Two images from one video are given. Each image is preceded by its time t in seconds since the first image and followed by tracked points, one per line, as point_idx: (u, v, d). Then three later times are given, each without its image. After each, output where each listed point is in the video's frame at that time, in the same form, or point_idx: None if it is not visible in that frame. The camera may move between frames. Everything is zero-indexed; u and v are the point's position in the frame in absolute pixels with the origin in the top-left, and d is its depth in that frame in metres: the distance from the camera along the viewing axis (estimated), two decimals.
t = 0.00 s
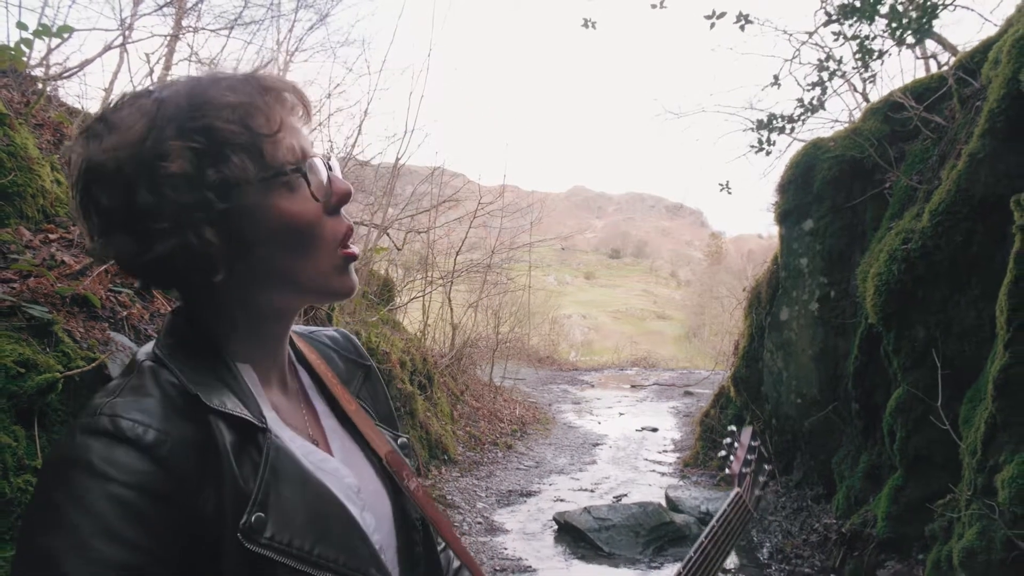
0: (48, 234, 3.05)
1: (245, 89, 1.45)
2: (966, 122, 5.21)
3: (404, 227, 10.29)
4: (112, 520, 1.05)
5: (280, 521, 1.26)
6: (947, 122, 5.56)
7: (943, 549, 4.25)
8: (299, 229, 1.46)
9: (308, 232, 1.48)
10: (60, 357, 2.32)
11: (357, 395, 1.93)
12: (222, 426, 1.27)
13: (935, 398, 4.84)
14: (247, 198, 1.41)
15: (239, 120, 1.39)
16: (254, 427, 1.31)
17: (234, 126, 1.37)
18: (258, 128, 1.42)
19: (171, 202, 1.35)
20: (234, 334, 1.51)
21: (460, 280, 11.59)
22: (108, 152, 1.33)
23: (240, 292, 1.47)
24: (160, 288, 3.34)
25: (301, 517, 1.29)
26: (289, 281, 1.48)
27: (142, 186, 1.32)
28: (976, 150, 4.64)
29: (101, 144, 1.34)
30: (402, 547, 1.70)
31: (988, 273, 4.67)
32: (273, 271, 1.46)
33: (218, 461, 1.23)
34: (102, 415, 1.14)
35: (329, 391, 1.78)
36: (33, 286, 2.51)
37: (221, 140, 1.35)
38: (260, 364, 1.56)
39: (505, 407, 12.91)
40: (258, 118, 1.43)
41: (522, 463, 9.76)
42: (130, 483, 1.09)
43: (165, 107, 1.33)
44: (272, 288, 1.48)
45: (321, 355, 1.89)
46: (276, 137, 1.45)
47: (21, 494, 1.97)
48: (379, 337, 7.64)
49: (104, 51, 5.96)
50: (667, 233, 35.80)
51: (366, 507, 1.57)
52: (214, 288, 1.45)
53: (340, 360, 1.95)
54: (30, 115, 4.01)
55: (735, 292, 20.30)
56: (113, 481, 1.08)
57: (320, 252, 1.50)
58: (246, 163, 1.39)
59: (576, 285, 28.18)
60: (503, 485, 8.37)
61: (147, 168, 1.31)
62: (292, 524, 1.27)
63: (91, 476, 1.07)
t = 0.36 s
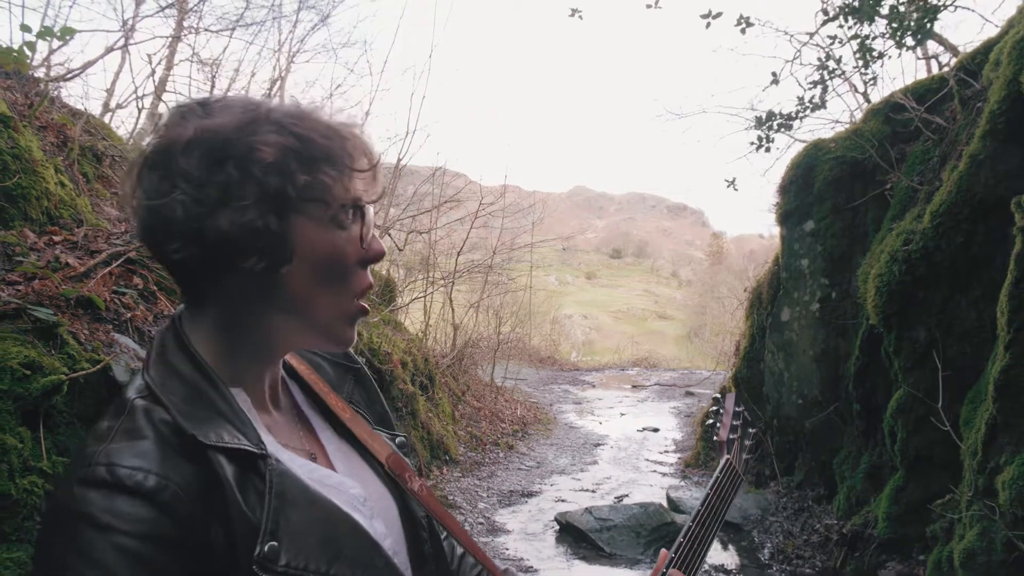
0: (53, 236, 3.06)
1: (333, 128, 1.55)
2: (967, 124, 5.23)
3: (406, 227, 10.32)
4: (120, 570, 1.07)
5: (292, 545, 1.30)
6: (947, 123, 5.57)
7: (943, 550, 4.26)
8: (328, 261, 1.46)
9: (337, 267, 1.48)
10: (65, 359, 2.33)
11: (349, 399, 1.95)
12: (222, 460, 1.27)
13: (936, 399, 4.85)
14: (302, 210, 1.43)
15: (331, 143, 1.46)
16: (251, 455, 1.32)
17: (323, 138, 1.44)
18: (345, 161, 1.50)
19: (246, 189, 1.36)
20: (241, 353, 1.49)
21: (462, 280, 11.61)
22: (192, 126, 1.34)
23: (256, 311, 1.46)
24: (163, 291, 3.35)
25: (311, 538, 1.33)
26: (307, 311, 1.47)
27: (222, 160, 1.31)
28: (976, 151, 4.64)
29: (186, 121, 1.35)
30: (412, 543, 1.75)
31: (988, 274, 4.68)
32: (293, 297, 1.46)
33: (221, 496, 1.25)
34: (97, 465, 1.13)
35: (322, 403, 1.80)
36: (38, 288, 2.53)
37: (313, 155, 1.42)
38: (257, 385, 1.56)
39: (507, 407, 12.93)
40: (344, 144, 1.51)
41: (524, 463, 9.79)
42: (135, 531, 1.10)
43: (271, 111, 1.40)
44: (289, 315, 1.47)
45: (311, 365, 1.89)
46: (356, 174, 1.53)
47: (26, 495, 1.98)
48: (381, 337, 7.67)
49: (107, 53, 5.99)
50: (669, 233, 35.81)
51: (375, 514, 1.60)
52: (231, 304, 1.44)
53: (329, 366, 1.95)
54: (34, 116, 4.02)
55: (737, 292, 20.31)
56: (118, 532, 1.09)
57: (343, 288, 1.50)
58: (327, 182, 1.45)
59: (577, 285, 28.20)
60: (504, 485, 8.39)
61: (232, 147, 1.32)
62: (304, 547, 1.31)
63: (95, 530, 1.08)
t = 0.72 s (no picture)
0: (58, 237, 3.07)
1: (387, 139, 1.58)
2: (970, 123, 5.22)
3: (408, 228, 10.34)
4: (169, 547, 1.07)
5: (328, 534, 1.28)
6: (950, 123, 5.57)
7: (946, 550, 4.26)
8: (369, 263, 1.48)
9: (377, 269, 1.50)
10: (71, 359, 2.35)
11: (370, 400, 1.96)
12: (264, 446, 1.28)
13: (938, 400, 4.85)
14: (354, 209, 1.44)
15: (390, 152, 1.49)
16: (289, 443, 1.33)
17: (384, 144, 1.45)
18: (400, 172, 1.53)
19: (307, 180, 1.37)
20: (274, 343, 1.49)
21: (464, 280, 11.62)
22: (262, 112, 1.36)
23: (295, 302, 1.46)
24: (167, 291, 3.36)
25: (345, 528, 1.32)
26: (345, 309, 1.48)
27: (286, 150, 1.34)
28: (979, 151, 4.63)
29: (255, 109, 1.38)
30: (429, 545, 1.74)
31: (991, 274, 4.69)
32: (333, 292, 1.47)
33: (264, 482, 1.25)
34: (149, 445, 1.15)
35: (346, 400, 1.81)
36: (45, 289, 2.55)
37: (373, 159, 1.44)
38: (286, 375, 1.56)
39: (509, 407, 12.94)
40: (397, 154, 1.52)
41: (526, 463, 9.80)
42: (185, 508, 1.10)
43: (340, 112, 1.42)
44: (327, 310, 1.48)
45: (335, 365, 1.91)
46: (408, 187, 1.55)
47: (35, 494, 2.00)
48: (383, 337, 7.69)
49: (110, 54, 6.01)
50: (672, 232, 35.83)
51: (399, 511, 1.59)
52: (273, 293, 1.44)
53: (351, 367, 1.97)
54: (40, 118, 4.04)
55: (739, 292, 20.29)
56: (168, 508, 1.09)
57: (381, 290, 1.52)
58: (382, 187, 1.46)
59: (579, 285, 28.21)
60: (507, 485, 8.40)
61: (299, 139, 1.34)
62: (338, 536, 1.30)
63: (146, 505, 1.09)
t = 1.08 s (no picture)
0: (62, 237, 3.08)
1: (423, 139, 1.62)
2: (972, 123, 5.21)
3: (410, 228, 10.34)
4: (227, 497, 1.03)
5: (366, 521, 1.21)
6: (953, 123, 5.56)
7: (949, 550, 4.25)
8: (421, 252, 1.49)
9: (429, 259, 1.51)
10: (75, 358, 2.35)
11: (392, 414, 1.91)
12: (321, 418, 1.22)
13: (941, 399, 4.84)
14: (405, 201, 1.46)
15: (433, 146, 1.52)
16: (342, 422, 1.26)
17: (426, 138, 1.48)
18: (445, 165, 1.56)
19: (357, 176, 1.40)
20: (332, 334, 1.48)
21: (466, 280, 11.62)
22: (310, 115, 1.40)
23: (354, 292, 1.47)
24: (171, 291, 3.36)
25: (380, 518, 1.24)
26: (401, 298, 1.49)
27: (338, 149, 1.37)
28: (982, 151, 4.62)
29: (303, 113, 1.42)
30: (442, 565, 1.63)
31: (994, 274, 4.68)
32: (391, 282, 1.47)
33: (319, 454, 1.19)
34: (220, 394, 1.12)
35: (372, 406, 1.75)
36: (49, 288, 2.56)
37: (419, 153, 1.46)
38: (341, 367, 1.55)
39: (511, 407, 12.94)
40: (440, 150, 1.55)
41: (528, 463, 9.79)
42: (247, 461, 1.06)
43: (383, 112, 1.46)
44: (384, 300, 1.48)
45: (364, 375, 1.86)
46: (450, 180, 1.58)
47: (40, 493, 2.01)
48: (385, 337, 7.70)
49: (113, 54, 6.03)
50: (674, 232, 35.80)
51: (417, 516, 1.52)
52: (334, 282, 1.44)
53: (379, 381, 1.93)
54: (43, 118, 4.06)
55: (741, 292, 20.29)
56: (229, 457, 1.05)
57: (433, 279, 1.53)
58: (429, 180, 1.49)
59: (581, 285, 28.20)
60: (509, 485, 8.40)
61: (348, 138, 1.37)
62: (372, 525, 1.22)
63: (209, 450, 1.05)
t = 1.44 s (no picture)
0: (62, 234, 3.07)
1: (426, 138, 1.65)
2: (975, 122, 5.19)
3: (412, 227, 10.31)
4: (322, 424, 1.14)
5: (413, 492, 1.35)
6: (955, 121, 5.54)
7: (951, 550, 4.23)
8: (459, 223, 1.68)
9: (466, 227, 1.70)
10: (74, 356, 2.34)
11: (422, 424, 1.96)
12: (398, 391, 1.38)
13: (943, 398, 4.83)
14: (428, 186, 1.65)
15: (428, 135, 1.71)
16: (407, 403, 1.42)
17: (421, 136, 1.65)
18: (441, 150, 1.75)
19: (386, 178, 1.58)
20: (411, 318, 1.64)
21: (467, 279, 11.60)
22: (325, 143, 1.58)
23: (415, 278, 1.64)
24: (171, 289, 3.35)
25: (423, 498, 1.37)
26: (456, 267, 1.65)
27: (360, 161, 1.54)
28: (985, 149, 4.60)
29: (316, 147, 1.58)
30: None
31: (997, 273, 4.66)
32: (444, 257, 1.64)
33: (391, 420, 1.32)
34: (325, 343, 1.27)
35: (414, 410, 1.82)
36: (49, 285, 2.55)
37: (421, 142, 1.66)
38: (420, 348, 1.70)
39: (513, 407, 12.91)
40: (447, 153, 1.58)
41: (530, 463, 9.77)
42: (342, 398, 1.19)
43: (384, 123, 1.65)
44: (439, 277, 1.65)
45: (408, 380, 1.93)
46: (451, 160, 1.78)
47: (40, 490, 2.00)
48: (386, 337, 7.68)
49: (115, 52, 6.02)
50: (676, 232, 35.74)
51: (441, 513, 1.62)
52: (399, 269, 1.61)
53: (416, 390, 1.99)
54: (44, 116, 4.05)
55: (744, 292, 20.25)
56: (329, 392, 1.19)
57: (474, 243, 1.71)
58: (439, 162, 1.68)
59: (583, 285, 28.13)
60: (511, 484, 8.39)
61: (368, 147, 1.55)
62: (415, 499, 1.36)
63: (317, 379, 1.19)
